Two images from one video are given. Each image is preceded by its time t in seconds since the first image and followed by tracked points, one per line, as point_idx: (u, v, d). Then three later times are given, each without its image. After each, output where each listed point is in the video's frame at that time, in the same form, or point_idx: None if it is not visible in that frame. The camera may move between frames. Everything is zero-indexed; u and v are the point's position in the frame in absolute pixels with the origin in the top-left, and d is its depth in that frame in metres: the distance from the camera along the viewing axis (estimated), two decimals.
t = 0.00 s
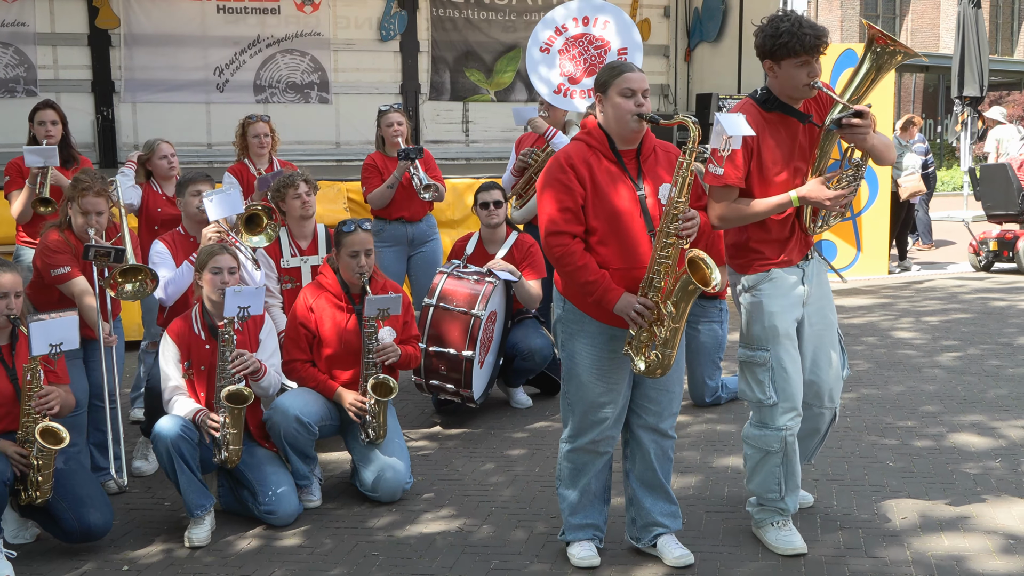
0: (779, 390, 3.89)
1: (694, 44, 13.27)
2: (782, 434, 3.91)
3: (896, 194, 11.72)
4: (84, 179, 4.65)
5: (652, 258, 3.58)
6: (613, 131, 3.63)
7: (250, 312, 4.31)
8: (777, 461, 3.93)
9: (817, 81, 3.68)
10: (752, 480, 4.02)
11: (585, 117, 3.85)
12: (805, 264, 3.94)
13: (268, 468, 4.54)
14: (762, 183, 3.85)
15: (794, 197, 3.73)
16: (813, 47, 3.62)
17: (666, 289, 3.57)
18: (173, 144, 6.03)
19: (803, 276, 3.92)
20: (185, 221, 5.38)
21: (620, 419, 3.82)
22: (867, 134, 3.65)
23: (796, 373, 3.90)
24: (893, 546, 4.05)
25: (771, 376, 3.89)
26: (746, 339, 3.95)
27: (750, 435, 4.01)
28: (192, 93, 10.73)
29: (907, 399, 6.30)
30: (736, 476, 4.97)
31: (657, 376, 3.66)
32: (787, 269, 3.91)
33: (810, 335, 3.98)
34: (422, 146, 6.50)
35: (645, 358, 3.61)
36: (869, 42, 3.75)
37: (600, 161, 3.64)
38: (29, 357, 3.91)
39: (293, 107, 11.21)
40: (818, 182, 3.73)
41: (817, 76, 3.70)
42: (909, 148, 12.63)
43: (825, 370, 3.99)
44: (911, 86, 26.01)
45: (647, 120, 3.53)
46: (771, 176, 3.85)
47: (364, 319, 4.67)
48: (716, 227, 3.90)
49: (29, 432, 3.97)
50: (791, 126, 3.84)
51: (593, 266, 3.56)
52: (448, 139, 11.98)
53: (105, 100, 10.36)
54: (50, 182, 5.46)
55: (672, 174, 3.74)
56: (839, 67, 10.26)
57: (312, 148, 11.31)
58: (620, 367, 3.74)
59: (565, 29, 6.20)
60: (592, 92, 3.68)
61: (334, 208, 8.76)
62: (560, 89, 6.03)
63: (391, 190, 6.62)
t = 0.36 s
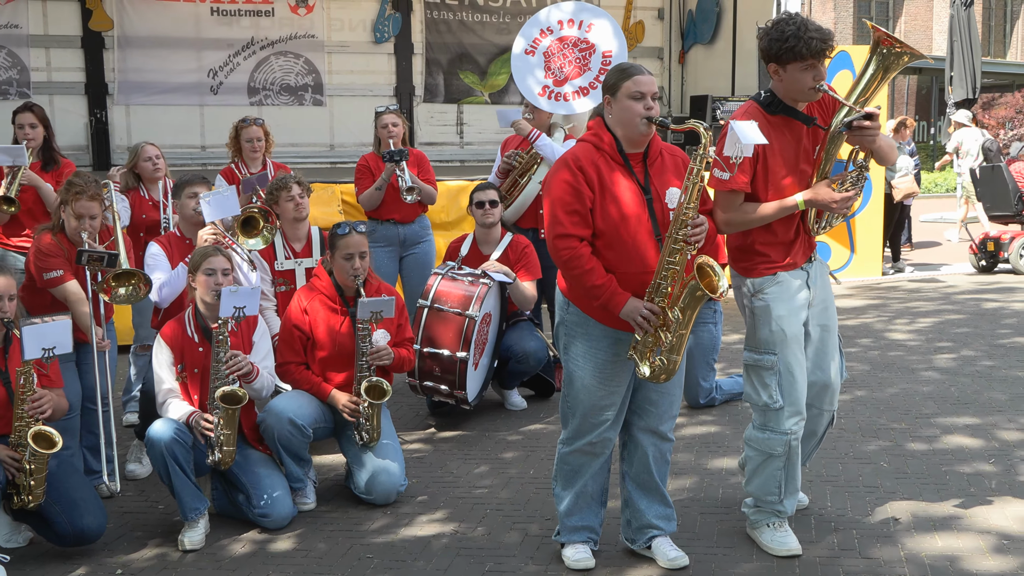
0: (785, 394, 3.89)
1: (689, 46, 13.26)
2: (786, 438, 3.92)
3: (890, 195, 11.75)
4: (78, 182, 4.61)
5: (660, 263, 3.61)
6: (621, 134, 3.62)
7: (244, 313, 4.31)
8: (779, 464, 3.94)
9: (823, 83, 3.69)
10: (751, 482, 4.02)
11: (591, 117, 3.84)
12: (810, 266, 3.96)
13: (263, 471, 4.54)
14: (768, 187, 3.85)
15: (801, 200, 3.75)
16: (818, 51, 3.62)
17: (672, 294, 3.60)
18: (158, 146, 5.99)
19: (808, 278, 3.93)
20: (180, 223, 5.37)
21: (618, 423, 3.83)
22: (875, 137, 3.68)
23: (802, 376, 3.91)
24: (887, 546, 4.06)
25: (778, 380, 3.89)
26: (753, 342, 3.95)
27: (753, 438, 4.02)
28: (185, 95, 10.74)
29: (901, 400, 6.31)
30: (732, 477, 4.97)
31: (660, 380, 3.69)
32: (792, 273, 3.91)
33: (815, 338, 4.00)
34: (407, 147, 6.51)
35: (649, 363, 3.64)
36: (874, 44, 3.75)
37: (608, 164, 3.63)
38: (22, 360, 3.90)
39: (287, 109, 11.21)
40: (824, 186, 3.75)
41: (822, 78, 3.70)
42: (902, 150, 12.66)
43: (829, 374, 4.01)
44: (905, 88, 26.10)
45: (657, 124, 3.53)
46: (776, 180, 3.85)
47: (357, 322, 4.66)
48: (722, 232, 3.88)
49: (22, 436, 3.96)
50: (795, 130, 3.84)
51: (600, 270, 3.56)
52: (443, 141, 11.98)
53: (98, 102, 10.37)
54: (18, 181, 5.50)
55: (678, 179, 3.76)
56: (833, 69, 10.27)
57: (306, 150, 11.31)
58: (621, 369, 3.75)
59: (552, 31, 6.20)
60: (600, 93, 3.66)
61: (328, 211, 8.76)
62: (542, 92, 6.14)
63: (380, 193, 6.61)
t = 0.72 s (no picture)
0: (773, 394, 3.93)
1: (674, 49, 13.34)
2: (773, 438, 3.95)
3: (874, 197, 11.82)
4: (63, 183, 4.58)
5: (650, 271, 3.61)
6: (615, 138, 3.64)
7: (228, 309, 4.27)
8: (767, 464, 3.96)
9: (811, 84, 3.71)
10: (738, 481, 4.04)
11: (586, 119, 3.84)
12: (805, 266, 3.98)
13: (248, 475, 4.51)
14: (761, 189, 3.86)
15: (791, 200, 3.77)
16: (804, 52, 3.64)
17: (661, 302, 3.60)
18: (131, 146, 6.04)
19: (802, 278, 3.95)
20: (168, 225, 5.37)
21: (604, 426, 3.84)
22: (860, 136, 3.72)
23: (790, 375, 3.94)
24: (872, 546, 4.08)
25: (766, 378, 3.93)
26: (744, 341, 3.99)
27: (741, 437, 4.04)
28: (170, 97, 10.69)
29: (887, 402, 6.33)
30: (720, 479, 4.98)
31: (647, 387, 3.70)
32: (785, 274, 3.92)
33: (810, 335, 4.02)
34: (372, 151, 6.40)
35: (635, 369, 3.65)
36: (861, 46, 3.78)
37: (601, 168, 3.64)
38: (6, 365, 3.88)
39: (272, 111, 11.18)
40: (814, 186, 3.76)
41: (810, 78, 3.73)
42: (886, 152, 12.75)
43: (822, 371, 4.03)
44: (890, 90, 26.25)
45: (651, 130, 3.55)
46: (768, 182, 3.86)
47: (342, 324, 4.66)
48: (714, 231, 3.92)
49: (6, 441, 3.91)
50: (786, 131, 3.85)
51: (590, 275, 3.58)
52: (429, 143, 11.97)
53: (82, 104, 10.34)
54: None
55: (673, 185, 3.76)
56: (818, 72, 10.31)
57: (292, 152, 11.29)
58: (610, 373, 3.75)
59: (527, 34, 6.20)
60: (597, 97, 3.67)
61: (315, 213, 8.74)
62: (519, 96, 6.18)
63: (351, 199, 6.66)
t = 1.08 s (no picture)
0: (763, 386, 3.96)
1: (659, 50, 13.32)
2: (762, 431, 3.98)
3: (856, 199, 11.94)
4: (47, 182, 4.58)
5: (620, 270, 3.58)
6: (591, 139, 3.67)
7: (211, 309, 4.26)
8: (753, 458, 3.99)
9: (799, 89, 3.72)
10: (727, 477, 4.07)
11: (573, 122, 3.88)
12: (811, 266, 3.98)
13: (233, 478, 4.51)
14: (760, 190, 3.95)
15: (782, 203, 3.83)
16: (785, 59, 3.66)
17: (631, 301, 3.55)
18: (105, 150, 5.92)
19: (806, 278, 3.97)
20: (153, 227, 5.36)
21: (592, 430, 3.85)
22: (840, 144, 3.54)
23: (783, 372, 3.98)
24: (856, 546, 4.12)
25: (758, 373, 3.97)
26: (745, 332, 4.06)
27: (731, 431, 4.08)
28: (155, 100, 10.87)
29: (871, 402, 6.39)
30: (705, 480, 5.02)
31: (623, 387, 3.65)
32: (783, 273, 3.97)
33: (811, 332, 4.04)
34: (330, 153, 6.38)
35: (608, 369, 3.61)
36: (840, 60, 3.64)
37: (576, 169, 3.66)
38: None
39: (256, 113, 11.35)
40: (805, 189, 3.78)
41: (799, 84, 3.73)
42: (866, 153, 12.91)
43: (822, 369, 4.04)
44: (874, 92, 26.65)
45: (622, 128, 3.56)
46: (766, 183, 3.93)
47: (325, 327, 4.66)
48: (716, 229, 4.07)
49: None
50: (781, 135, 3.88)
51: (561, 275, 3.62)
52: (414, 145, 12.13)
53: (65, 106, 10.52)
54: None
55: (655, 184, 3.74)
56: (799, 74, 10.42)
57: (277, 154, 11.48)
58: (594, 373, 3.76)
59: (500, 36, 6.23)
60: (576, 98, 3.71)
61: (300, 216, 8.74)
62: (497, 97, 6.16)
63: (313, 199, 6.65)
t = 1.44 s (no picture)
0: (748, 380, 4.01)
1: (645, 53, 13.42)
2: (747, 420, 4.03)
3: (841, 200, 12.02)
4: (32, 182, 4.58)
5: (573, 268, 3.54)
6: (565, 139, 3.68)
7: (195, 319, 4.25)
8: (737, 447, 4.04)
9: (781, 96, 3.73)
10: (715, 468, 4.11)
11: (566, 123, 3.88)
12: (811, 268, 3.98)
13: (219, 481, 4.50)
14: (756, 190, 4.03)
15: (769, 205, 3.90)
16: (762, 66, 3.68)
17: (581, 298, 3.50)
18: (91, 155, 5.91)
19: (804, 279, 3.99)
20: (139, 229, 5.34)
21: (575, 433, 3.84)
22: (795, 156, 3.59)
23: (773, 369, 4.00)
24: (842, 546, 4.15)
25: (745, 366, 4.03)
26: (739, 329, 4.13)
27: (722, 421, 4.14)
28: (142, 102, 10.89)
29: (857, 402, 6.44)
30: (692, 480, 5.05)
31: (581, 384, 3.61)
32: (777, 273, 4.02)
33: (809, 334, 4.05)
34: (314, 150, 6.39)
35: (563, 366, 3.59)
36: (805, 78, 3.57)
37: (549, 169, 3.69)
38: None
39: (242, 115, 11.37)
40: (788, 193, 3.82)
41: (782, 91, 3.73)
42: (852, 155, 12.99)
43: (818, 371, 4.04)
44: (859, 94, 26.79)
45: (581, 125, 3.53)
46: (761, 185, 4.00)
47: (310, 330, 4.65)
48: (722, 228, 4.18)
49: None
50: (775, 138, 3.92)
51: (529, 274, 3.69)
52: (401, 147, 12.16)
53: (51, 108, 10.51)
54: None
55: (630, 184, 3.69)
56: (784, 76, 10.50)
57: (264, 156, 11.48)
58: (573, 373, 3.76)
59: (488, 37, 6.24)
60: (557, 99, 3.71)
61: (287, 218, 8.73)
62: (483, 98, 6.17)
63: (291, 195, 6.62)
